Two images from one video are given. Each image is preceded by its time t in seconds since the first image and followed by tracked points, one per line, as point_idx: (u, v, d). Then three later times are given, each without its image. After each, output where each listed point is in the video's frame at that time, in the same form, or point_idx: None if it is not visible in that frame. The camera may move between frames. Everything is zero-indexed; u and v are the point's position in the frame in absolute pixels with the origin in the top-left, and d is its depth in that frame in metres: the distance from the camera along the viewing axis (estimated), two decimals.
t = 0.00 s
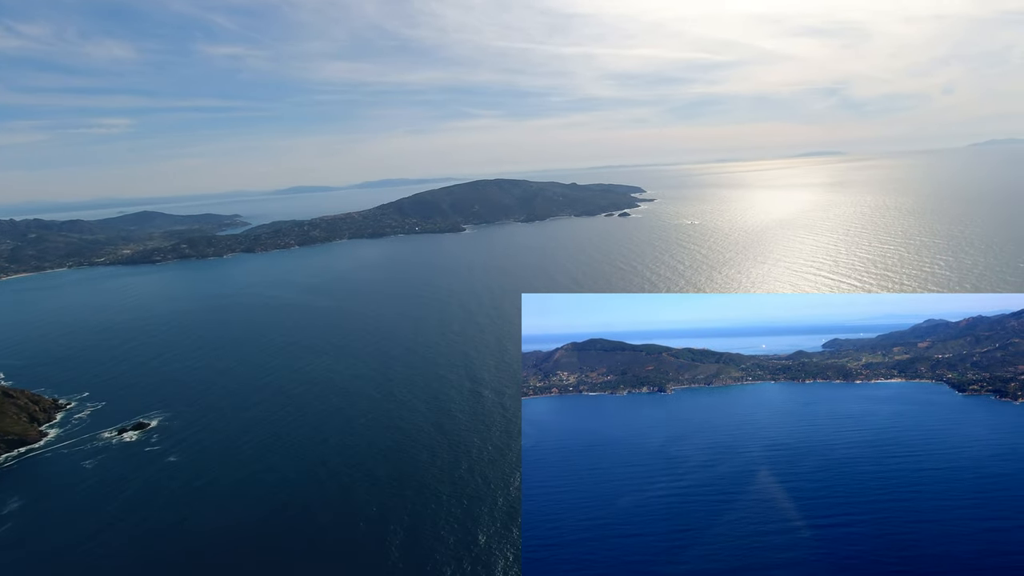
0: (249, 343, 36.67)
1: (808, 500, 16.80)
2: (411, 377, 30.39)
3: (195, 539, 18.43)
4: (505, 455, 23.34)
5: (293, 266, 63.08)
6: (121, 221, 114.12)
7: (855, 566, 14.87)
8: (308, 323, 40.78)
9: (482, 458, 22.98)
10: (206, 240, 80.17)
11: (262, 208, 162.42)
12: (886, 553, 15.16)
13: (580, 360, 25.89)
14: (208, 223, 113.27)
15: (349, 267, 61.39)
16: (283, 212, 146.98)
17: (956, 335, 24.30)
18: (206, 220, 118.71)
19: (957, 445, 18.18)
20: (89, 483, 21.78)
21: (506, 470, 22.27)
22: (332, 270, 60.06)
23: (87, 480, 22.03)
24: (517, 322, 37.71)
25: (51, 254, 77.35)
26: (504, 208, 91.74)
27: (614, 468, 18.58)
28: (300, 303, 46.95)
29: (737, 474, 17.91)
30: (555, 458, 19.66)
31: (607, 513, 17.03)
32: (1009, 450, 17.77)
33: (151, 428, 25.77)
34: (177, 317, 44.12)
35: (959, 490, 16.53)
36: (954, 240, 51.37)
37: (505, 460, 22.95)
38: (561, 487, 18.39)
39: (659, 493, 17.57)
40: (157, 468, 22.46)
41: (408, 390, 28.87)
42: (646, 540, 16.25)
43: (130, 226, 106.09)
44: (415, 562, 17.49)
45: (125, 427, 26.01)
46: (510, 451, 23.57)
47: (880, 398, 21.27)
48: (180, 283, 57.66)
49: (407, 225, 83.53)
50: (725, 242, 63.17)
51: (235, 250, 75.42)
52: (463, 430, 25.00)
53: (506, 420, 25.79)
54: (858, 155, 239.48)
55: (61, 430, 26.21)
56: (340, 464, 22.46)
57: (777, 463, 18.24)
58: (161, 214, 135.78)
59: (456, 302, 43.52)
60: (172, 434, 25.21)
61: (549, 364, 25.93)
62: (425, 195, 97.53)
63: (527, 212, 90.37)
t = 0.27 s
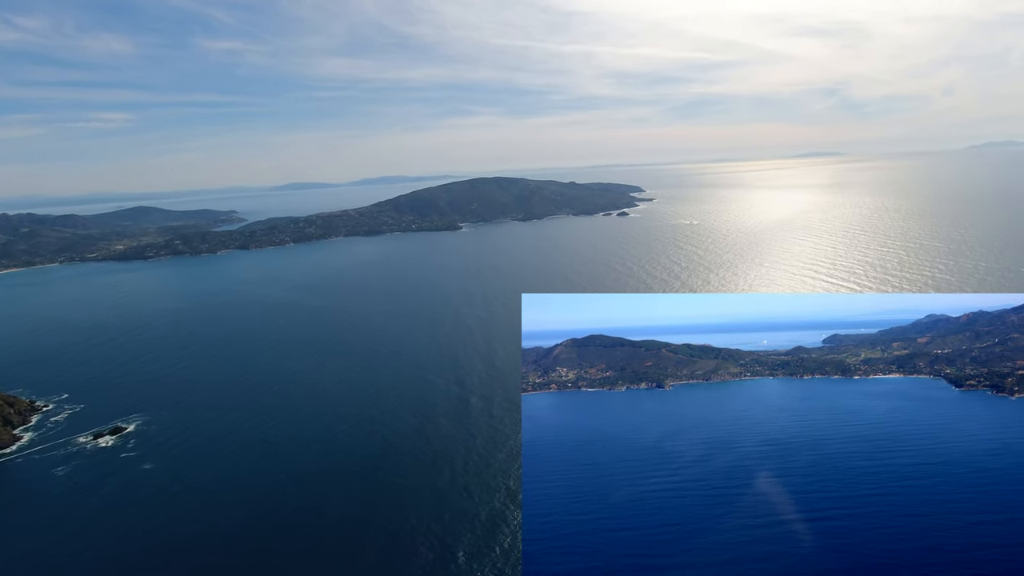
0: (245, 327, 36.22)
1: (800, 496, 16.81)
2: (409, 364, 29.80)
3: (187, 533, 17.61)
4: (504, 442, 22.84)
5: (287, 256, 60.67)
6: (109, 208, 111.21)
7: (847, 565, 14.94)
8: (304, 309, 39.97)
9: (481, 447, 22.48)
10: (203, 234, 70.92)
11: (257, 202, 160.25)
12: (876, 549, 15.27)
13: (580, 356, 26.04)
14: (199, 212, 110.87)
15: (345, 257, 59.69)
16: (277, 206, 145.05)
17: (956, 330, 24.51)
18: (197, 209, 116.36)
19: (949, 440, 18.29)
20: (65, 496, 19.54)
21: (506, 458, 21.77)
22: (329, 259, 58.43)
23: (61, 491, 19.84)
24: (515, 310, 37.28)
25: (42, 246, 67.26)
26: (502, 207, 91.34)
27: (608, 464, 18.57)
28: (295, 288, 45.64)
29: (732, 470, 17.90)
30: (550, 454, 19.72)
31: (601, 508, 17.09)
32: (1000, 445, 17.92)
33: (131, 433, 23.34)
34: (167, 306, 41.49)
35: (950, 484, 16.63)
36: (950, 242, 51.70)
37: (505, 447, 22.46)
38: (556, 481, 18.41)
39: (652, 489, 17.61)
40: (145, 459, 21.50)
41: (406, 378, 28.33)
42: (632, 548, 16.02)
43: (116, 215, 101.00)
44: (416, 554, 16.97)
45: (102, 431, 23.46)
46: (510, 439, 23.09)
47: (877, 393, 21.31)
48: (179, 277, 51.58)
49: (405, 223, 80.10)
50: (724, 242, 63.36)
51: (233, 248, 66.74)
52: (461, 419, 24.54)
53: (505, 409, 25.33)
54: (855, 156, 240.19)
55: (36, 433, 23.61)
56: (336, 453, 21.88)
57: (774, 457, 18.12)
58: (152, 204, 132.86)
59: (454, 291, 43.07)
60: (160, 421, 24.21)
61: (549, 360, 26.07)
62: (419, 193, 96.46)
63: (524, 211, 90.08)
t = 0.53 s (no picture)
0: (242, 318, 36.08)
1: (793, 487, 16.86)
2: (411, 355, 29.57)
3: (187, 526, 17.20)
4: (504, 436, 22.68)
5: (287, 253, 60.28)
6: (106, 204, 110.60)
7: (835, 556, 14.98)
8: (304, 302, 39.61)
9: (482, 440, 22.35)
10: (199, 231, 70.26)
11: (256, 199, 159.87)
12: (867, 540, 15.33)
13: (581, 349, 25.91)
14: (197, 208, 110.39)
15: (346, 253, 59.62)
16: (277, 203, 144.54)
17: (956, 325, 24.65)
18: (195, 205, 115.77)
19: (944, 433, 18.41)
20: (39, 502, 18.40)
21: (506, 452, 21.58)
22: (329, 256, 58.31)
23: (33, 498, 18.64)
24: (516, 305, 37.27)
25: (36, 241, 66.66)
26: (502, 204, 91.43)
27: (602, 459, 18.69)
28: (295, 284, 45.39)
29: (727, 466, 17.95)
30: (545, 448, 19.84)
31: (593, 501, 17.19)
32: (995, 440, 18.02)
33: (109, 437, 22.11)
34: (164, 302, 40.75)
35: (943, 477, 16.74)
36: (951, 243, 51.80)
37: (505, 441, 22.38)
38: (550, 476, 18.55)
39: (645, 481, 17.70)
40: (142, 452, 21.02)
41: (407, 369, 28.13)
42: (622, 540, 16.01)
43: (112, 210, 99.86)
44: (419, 550, 16.70)
45: (78, 436, 22.15)
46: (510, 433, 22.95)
47: (875, 388, 21.45)
48: (178, 273, 50.81)
49: (402, 221, 79.96)
50: (724, 241, 63.40)
51: (229, 245, 66.29)
52: (462, 411, 24.36)
53: (507, 399, 25.41)
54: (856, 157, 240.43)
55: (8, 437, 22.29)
56: (337, 445, 21.56)
57: (769, 452, 18.22)
58: (151, 201, 132.28)
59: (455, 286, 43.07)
60: (156, 415, 23.63)
61: (549, 353, 26.18)
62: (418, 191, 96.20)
63: (525, 209, 90.09)
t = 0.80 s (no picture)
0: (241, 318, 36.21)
1: (782, 487, 16.95)
2: (411, 354, 29.64)
3: (187, 525, 17.18)
4: (504, 435, 22.70)
5: (288, 252, 60.37)
6: (109, 202, 110.74)
7: (821, 554, 15.04)
8: (305, 302, 39.68)
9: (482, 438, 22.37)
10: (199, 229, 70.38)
11: (259, 198, 159.98)
12: (855, 540, 15.37)
13: (579, 350, 26.01)
14: (200, 206, 110.47)
15: (348, 252, 59.85)
16: (279, 201, 144.51)
17: (955, 325, 24.63)
18: (198, 204, 115.82)
19: (938, 433, 18.46)
20: (15, 511, 17.86)
21: (506, 451, 21.63)
22: (330, 256, 58.48)
23: (9, 508, 18.08)
24: (516, 304, 37.36)
25: (38, 240, 66.94)
26: (504, 204, 91.45)
27: (595, 459, 18.72)
28: (295, 283, 45.49)
29: (721, 465, 18.00)
30: (539, 447, 19.90)
31: (584, 503, 17.29)
32: (985, 440, 18.08)
33: (91, 444, 21.58)
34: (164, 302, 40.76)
35: (932, 476, 16.81)
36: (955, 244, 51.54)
37: (505, 440, 22.42)
38: (543, 476, 18.59)
39: (637, 482, 17.73)
40: (141, 451, 20.97)
41: (407, 367, 28.19)
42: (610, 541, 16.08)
43: (115, 208, 100.20)
44: (420, 548, 16.71)
45: (59, 442, 21.63)
46: (509, 432, 22.98)
47: (871, 388, 21.48)
48: (177, 273, 50.86)
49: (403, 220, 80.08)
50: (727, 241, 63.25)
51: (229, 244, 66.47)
52: (462, 409, 24.39)
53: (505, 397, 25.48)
54: (861, 157, 239.29)
55: None
56: (336, 443, 21.57)
57: (761, 451, 18.29)
58: (153, 199, 132.43)
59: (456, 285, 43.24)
60: (155, 414, 23.59)
61: (548, 353, 26.25)
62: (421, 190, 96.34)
63: (527, 208, 90.06)
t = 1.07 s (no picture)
0: (238, 320, 36.28)
1: (772, 492, 17.14)
2: (412, 357, 29.87)
3: (191, 527, 17.38)
4: (504, 438, 22.91)
5: (287, 253, 60.52)
6: (108, 202, 110.56)
7: (807, 559, 15.20)
8: (307, 303, 39.86)
9: (482, 441, 22.57)
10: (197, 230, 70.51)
11: (260, 198, 159.85)
12: (841, 544, 15.54)
13: (575, 360, 26.16)
14: (199, 206, 110.31)
15: (348, 253, 59.99)
16: (280, 200, 144.21)
17: (951, 329, 24.74)
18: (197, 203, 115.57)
19: (928, 438, 18.63)
20: None
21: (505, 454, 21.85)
22: (329, 257, 58.61)
23: None
24: (515, 307, 37.60)
25: (36, 240, 67.09)
26: (504, 205, 91.54)
27: (587, 468, 18.88)
28: (293, 285, 45.60)
29: (713, 472, 18.10)
30: (533, 456, 20.07)
31: (574, 511, 17.47)
32: (975, 445, 18.22)
33: (70, 454, 21.10)
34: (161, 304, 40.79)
35: (919, 480, 16.98)
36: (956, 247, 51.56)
37: (505, 442, 22.64)
38: (535, 485, 18.74)
39: (627, 489, 17.84)
40: (140, 452, 21.08)
41: (408, 370, 28.41)
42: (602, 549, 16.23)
43: (115, 207, 100.49)
44: (418, 551, 16.93)
45: (36, 452, 21.15)
46: (509, 435, 23.22)
47: (864, 394, 21.68)
48: (175, 274, 50.86)
49: (402, 221, 80.15)
50: (727, 243, 63.26)
51: (227, 244, 66.60)
52: (463, 413, 24.62)
53: (504, 401, 25.65)
54: (863, 157, 238.81)
55: None
56: (338, 446, 21.80)
57: (753, 456, 18.49)
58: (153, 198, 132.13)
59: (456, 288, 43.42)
60: (155, 414, 23.71)
61: (544, 364, 26.45)
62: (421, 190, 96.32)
63: (528, 209, 90.10)
